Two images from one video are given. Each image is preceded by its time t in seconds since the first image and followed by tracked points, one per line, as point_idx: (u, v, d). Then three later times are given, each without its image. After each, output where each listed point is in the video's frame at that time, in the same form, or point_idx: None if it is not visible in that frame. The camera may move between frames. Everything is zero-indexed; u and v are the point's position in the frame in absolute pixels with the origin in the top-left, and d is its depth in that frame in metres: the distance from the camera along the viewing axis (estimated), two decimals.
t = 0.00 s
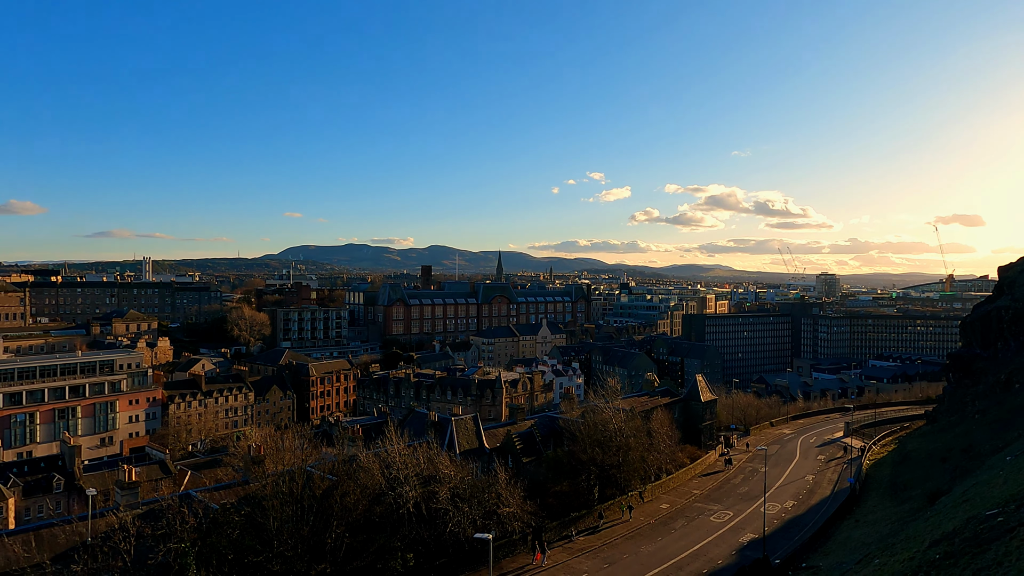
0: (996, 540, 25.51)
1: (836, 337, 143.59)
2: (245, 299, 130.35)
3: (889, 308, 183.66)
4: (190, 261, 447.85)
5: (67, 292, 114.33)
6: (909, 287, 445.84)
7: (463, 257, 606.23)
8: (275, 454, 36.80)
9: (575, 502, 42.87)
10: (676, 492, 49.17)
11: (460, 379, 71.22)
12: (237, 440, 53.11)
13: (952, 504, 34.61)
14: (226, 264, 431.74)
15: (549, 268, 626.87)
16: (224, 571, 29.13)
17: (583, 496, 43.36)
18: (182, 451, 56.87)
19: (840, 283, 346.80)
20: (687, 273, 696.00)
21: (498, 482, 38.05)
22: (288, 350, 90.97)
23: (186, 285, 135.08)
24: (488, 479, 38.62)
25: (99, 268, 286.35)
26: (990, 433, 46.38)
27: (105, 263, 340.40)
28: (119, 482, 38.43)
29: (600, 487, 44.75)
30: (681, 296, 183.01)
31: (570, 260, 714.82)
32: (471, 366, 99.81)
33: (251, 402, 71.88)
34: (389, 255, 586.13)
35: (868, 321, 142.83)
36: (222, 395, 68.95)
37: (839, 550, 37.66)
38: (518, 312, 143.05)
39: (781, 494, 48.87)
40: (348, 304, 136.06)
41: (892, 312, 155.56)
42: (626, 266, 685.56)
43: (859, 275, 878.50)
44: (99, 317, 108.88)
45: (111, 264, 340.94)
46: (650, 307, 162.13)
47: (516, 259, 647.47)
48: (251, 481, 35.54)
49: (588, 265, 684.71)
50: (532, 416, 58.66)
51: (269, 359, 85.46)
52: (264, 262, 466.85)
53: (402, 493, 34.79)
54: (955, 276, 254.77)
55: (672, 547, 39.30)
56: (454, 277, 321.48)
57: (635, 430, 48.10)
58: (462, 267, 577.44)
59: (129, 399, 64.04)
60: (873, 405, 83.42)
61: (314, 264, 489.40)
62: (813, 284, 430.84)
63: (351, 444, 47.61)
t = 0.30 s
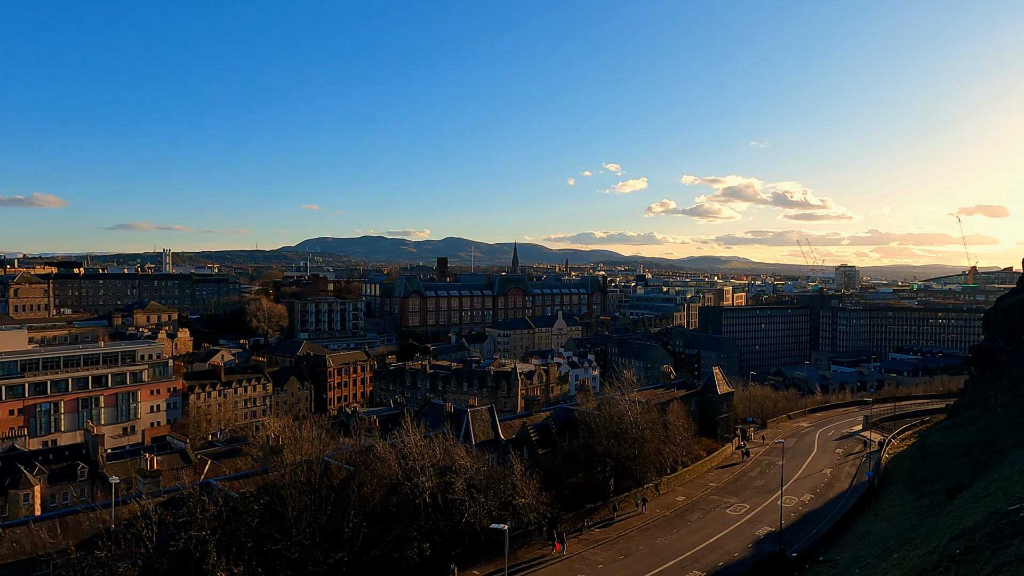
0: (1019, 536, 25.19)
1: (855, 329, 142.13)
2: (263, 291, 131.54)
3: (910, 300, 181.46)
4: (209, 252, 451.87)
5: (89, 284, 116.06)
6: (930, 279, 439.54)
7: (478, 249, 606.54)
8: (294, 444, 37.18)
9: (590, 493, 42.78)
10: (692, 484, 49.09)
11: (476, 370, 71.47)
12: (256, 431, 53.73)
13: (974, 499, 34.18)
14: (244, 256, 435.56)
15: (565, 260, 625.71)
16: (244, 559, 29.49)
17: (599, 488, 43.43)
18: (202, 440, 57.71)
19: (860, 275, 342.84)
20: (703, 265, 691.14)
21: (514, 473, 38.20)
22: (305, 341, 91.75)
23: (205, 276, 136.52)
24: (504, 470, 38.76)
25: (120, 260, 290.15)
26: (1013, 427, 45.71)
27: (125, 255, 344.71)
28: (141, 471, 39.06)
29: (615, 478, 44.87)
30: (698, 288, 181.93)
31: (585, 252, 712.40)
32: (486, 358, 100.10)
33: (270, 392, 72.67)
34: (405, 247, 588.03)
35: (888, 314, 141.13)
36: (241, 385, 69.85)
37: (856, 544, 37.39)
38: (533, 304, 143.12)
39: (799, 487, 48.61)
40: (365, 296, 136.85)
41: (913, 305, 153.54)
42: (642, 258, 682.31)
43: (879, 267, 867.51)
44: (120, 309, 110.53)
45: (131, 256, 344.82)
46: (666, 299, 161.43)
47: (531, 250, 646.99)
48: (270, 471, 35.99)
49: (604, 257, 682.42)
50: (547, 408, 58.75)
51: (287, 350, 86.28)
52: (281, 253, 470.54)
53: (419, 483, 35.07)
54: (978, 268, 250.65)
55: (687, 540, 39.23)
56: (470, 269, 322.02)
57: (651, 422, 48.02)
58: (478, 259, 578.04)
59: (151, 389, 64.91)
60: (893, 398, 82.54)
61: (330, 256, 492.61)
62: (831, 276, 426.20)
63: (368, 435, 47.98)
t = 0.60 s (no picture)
0: None
1: (874, 323, 140.61)
2: (280, 284, 132.57)
3: (931, 293, 179.08)
4: (228, 245, 457.05)
5: (110, 277, 117.58)
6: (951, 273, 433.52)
7: (493, 242, 606.71)
8: (310, 435, 37.49)
9: (604, 486, 42.95)
10: (708, 478, 48.94)
11: (491, 363, 71.65)
12: (273, 422, 54.28)
13: (995, 494, 33.76)
14: (262, 249, 439.55)
15: (580, 253, 624.16)
16: (262, 548, 29.82)
17: (613, 481, 43.41)
18: (221, 431, 58.39)
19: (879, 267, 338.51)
20: (720, 258, 686.47)
21: (529, 465, 38.28)
22: (322, 334, 92.43)
23: (223, 269, 137.80)
24: (519, 462, 38.87)
25: (141, 253, 294.20)
26: None
27: (145, 248, 350.00)
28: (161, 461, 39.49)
29: (630, 472, 44.86)
30: (714, 281, 180.82)
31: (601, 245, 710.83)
32: (501, 351, 100.25)
33: (287, 384, 73.35)
34: (421, 240, 589.53)
35: (908, 307, 139.45)
36: (259, 377, 70.58)
37: (874, 539, 37.11)
38: (548, 298, 143.03)
39: (816, 482, 48.29)
40: (380, 289, 137.47)
41: (934, 298, 151.47)
42: (658, 252, 679.38)
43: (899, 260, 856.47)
44: (140, 301, 111.90)
45: (151, 249, 350.07)
46: (681, 293, 160.59)
47: (547, 244, 646.46)
48: (287, 462, 36.33)
49: (619, 250, 680.59)
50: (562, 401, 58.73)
51: (304, 342, 86.92)
52: (298, 246, 474.20)
53: (434, 475, 35.32)
54: (1001, 261, 246.62)
55: (702, 534, 39.14)
56: (485, 262, 322.42)
57: (667, 415, 47.88)
58: (493, 252, 577.87)
59: (170, 380, 65.96)
60: (912, 393, 81.64)
61: (346, 249, 495.37)
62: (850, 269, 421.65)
63: (384, 427, 48.28)
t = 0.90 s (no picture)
0: None
1: (892, 318, 139.13)
2: (296, 278, 133.49)
3: (951, 288, 176.68)
4: (244, 240, 460.81)
5: (129, 271, 119.04)
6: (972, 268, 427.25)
7: (508, 236, 606.72)
8: (326, 428, 37.79)
9: (619, 481, 43.20)
10: (723, 474, 48.77)
11: (505, 357, 71.81)
12: (290, 415, 54.73)
13: (1015, 492, 33.33)
14: (278, 243, 442.83)
15: (595, 247, 622.49)
16: (279, 539, 30.17)
17: (628, 476, 43.42)
18: (238, 423, 59.09)
19: (898, 262, 334.63)
20: (736, 252, 682.22)
21: (543, 459, 38.34)
22: (337, 328, 93.02)
23: (240, 264, 138.96)
24: (533, 456, 38.96)
25: (160, 247, 297.72)
26: None
27: (163, 243, 353.64)
28: (180, 452, 40.06)
29: (645, 467, 44.89)
30: (730, 275, 179.57)
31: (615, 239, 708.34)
32: (516, 345, 100.35)
33: (303, 377, 73.97)
34: (435, 235, 590.72)
35: (927, 302, 137.81)
36: (275, 370, 71.27)
37: (891, 536, 36.80)
38: (563, 292, 142.94)
39: (832, 478, 47.99)
40: (395, 283, 138.02)
41: (954, 293, 149.48)
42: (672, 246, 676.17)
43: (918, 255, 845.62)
44: (158, 295, 113.18)
45: (170, 244, 353.72)
46: (697, 287, 159.89)
47: (561, 238, 645.24)
48: (303, 454, 36.64)
49: (634, 244, 678.00)
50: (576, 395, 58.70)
51: (319, 336, 87.50)
52: (313, 241, 476.96)
53: (449, 468, 35.54)
54: None
55: (717, 529, 39.02)
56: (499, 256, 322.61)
57: (681, 410, 47.72)
58: (507, 246, 577.76)
59: (188, 372, 66.70)
60: (931, 389, 80.75)
61: (362, 244, 497.44)
62: (869, 263, 417.18)
63: (399, 420, 48.58)
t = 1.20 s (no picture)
0: None
1: (911, 314, 137.44)
2: (312, 273, 134.34)
3: (973, 284, 174.07)
4: (261, 235, 464.49)
5: (148, 266, 120.47)
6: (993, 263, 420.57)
7: (522, 232, 606.36)
8: (341, 422, 38.05)
9: (632, 476, 42.75)
10: (738, 470, 48.56)
11: (520, 352, 71.92)
12: (306, 408, 55.17)
13: None
14: (294, 238, 445.95)
15: (610, 242, 620.50)
16: (296, 531, 30.50)
17: (642, 471, 43.33)
18: (255, 417, 59.69)
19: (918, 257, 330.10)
20: (752, 247, 676.90)
21: (558, 454, 38.38)
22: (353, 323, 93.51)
23: (257, 259, 140.04)
24: (547, 451, 38.99)
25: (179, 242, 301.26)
26: None
27: (181, 238, 357.24)
28: (198, 445, 40.60)
29: (659, 462, 44.68)
30: (746, 270, 178.20)
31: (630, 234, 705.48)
32: (530, 340, 100.40)
33: (318, 371, 74.55)
34: (450, 230, 591.82)
35: (947, 298, 135.98)
36: (292, 364, 71.90)
37: (909, 534, 36.46)
38: (577, 287, 142.71)
39: (849, 475, 47.61)
40: (410, 277, 138.52)
41: (975, 289, 147.27)
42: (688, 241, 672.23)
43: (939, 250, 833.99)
44: (177, 289, 114.40)
45: (187, 239, 357.34)
46: (712, 283, 159.00)
47: (576, 233, 643.92)
48: (319, 447, 36.91)
49: (649, 239, 674.80)
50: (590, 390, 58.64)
51: (335, 331, 88.03)
52: (329, 236, 479.55)
53: (463, 462, 35.71)
54: None
55: (732, 525, 38.88)
56: (513, 251, 322.81)
57: (696, 406, 47.49)
58: (522, 242, 577.37)
59: (206, 366, 67.43)
60: (951, 386, 79.67)
61: (377, 239, 499.87)
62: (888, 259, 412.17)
63: (413, 414, 48.85)
